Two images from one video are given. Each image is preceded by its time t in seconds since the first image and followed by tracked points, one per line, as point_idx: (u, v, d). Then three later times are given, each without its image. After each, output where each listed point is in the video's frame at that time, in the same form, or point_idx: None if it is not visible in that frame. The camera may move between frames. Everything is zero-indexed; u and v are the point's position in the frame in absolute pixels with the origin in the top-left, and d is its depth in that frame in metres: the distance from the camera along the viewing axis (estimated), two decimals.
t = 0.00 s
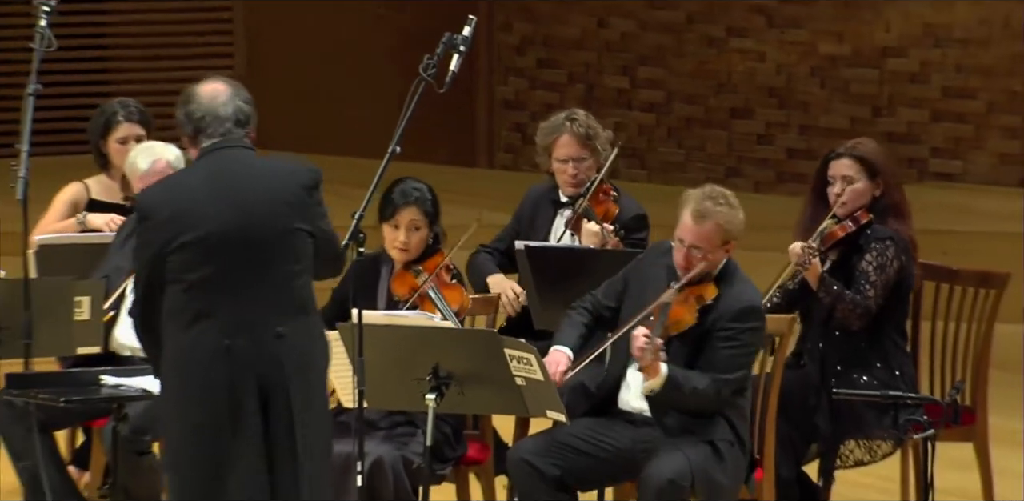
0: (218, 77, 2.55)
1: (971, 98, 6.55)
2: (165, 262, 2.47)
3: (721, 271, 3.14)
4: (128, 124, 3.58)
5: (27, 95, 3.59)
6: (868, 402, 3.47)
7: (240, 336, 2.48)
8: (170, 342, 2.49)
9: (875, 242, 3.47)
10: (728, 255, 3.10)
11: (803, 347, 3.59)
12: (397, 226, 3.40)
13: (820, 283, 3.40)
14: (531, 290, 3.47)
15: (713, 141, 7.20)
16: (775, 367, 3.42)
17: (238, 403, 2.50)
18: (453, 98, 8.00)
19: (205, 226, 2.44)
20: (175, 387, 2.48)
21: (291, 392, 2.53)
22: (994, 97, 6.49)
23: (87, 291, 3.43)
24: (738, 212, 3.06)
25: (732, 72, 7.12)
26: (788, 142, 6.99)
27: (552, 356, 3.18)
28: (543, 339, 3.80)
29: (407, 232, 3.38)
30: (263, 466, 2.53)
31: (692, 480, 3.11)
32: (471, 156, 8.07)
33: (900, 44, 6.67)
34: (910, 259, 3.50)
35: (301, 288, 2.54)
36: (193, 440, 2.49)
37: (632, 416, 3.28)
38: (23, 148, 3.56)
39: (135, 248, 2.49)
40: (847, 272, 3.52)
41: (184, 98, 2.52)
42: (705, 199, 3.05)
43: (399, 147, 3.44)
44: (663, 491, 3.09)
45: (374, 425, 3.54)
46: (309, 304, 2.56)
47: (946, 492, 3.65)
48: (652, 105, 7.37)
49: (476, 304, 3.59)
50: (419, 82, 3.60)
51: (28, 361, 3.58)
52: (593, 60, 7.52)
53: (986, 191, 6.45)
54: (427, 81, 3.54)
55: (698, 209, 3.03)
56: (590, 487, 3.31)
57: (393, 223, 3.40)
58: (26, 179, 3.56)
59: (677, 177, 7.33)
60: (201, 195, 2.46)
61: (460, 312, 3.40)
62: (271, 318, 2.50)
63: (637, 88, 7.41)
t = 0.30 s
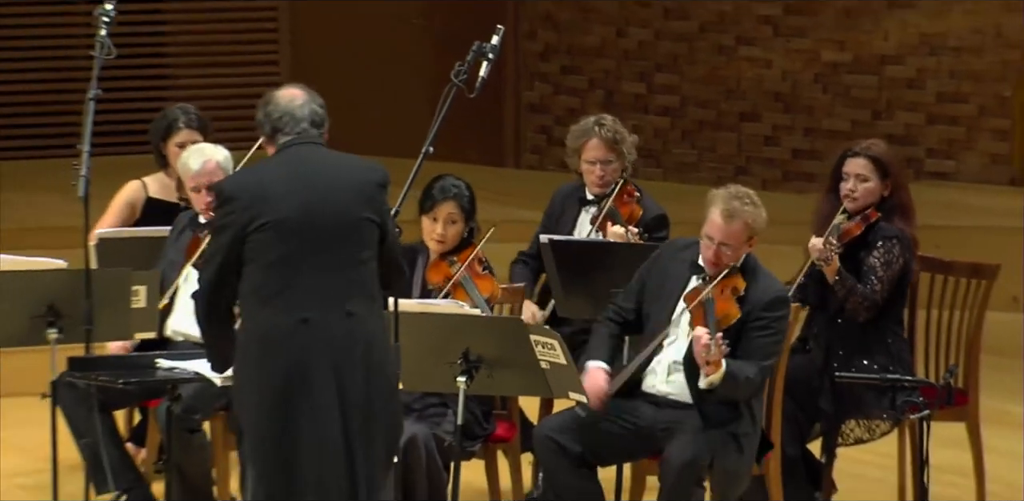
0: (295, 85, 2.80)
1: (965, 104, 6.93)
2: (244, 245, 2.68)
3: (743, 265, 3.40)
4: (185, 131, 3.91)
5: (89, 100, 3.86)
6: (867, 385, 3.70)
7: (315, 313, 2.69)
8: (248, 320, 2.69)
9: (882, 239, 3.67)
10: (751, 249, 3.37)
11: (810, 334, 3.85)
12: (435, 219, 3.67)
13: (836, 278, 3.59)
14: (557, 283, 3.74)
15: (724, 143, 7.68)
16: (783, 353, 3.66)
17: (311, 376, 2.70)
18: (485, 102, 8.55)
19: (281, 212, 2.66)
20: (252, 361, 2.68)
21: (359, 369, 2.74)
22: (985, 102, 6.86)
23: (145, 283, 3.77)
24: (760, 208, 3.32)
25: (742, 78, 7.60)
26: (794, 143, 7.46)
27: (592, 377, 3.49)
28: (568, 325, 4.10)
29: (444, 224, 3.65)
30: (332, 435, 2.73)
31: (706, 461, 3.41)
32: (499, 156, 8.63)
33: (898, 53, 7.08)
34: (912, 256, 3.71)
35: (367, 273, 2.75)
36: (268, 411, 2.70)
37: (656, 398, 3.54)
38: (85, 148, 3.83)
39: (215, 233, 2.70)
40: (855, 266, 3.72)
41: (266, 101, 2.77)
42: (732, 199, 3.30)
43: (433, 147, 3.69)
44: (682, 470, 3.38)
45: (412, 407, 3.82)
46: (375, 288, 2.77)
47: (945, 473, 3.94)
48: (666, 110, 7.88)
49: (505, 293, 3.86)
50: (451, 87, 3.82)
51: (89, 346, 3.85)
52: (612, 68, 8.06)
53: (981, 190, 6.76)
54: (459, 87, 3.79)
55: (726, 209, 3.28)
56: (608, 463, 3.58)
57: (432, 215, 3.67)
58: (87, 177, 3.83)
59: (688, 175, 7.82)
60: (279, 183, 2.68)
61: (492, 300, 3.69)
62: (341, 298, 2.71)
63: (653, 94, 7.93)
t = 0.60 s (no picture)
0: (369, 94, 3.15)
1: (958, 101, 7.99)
2: (316, 226, 2.99)
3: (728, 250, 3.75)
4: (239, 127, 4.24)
5: (149, 102, 4.20)
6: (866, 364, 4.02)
7: (379, 291, 3.01)
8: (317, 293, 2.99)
9: (878, 228, 3.98)
10: (728, 232, 3.72)
11: (813, 318, 4.15)
12: (452, 213, 3.99)
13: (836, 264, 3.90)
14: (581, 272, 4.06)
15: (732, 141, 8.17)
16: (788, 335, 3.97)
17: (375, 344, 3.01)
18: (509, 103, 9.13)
19: (351, 198, 2.98)
20: (320, 331, 2.98)
21: (412, 344, 3.06)
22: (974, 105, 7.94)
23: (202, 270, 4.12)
24: (725, 192, 3.69)
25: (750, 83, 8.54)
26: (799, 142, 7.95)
27: (645, 353, 3.74)
28: (592, 308, 4.43)
29: (462, 216, 3.98)
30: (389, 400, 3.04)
31: (721, 437, 3.73)
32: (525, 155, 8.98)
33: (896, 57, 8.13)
34: (907, 243, 4.02)
35: (416, 259, 3.09)
36: (333, 376, 3.00)
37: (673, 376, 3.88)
38: (145, 146, 4.18)
39: (286, 214, 3.00)
40: (855, 253, 4.02)
41: (346, 96, 3.09)
42: (695, 189, 3.66)
43: (464, 144, 4.01)
44: (698, 443, 3.71)
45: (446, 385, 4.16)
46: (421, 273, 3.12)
47: (938, 446, 4.32)
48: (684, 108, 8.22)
49: (530, 279, 4.18)
50: (483, 92, 4.14)
51: (149, 326, 4.19)
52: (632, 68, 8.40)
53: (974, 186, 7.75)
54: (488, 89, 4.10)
55: (691, 199, 3.65)
56: (629, 434, 3.91)
57: (448, 211, 4.00)
58: (147, 173, 4.18)
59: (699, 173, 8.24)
60: (350, 172, 3.01)
61: (519, 276, 4.05)
62: (399, 277, 3.04)
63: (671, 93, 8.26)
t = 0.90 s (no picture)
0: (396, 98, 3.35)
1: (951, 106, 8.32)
2: (369, 220, 3.17)
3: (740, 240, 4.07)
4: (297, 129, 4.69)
5: (202, 103, 4.53)
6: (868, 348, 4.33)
7: (427, 279, 3.21)
8: (370, 283, 3.18)
9: (876, 220, 4.28)
10: (744, 223, 4.04)
11: (819, 306, 4.47)
12: (482, 210, 4.29)
13: (833, 251, 4.21)
14: (601, 258, 4.38)
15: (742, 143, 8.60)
16: (795, 320, 4.28)
17: (426, 331, 3.20)
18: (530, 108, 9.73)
19: (401, 192, 3.18)
20: (375, 317, 3.17)
21: (454, 329, 3.27)
22: (969, 106, 8.25)
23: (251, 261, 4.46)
24: (741, 188, 3.97)
25: (760, 87, 8.98)
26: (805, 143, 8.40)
27: (631, 316, 4.14)
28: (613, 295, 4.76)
29: (490, 213, 4.27)
30: (436, 384, 3.23)
31: (732, 417, 4.05)
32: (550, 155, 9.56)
33: (895, 63, 8.48)
34: (906, 233, 4.32)
35: (455, 251, 3.30)
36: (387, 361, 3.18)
37: (684, 360, 4.24)
38: (198, 144, 4.50)
39: (340, 209, 3.18)
40: (855, 243, 4.33)
41: (369, 103, 3.32)
42: (712, 184, 3.97)
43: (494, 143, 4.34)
44: (709, 422, 4.03)
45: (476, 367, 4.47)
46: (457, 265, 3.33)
47: (935, 424, 4.66)
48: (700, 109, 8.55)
49: (555, 271, 4.54)
50: (513, 95, 4.45)
51: (201, 312, 4.52)
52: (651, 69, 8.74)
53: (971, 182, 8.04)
54: (516, 93, 4.42)
55: (708, 192, 3.96)
56: (644, 414, 4.24)
57: (478, 208, 4.30)
58: (200, 169, 4.50)
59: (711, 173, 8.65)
60: (398, 167, 3.20)
61: (541, 272, 4.38)
62: (442, 268, 3.24)
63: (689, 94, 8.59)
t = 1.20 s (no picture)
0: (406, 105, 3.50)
1: (953, 111, 8.84)
2: (397, 222, 3.35)
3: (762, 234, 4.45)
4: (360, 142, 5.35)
5: (258, 108, 4.91)
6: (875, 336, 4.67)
7: (456, 272, 3.37)
8: (404, 281, 3.35)
9: (883, 220, 4.61)
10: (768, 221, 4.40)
11: (829, 296, 4.81)
12: (518, 204, 4.62)
13: (841, 250, 4.54)
14: (627, 252, 4.74)
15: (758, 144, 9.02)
16: (807, 309, 4.63)
17: (459, 321, 3.36)
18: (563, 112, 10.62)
19: (426, 192, 3.35)
20: (411, 312, 3.34)
21: (485, 317, 3.43)
22: (969, 111, 8.77)
23: (302, 253, 4.81)
24: (771, 187, 4.34)
25: (774, 92, 9.66)
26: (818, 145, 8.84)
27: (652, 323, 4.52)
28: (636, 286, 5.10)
29: (525, 208, 4.61)
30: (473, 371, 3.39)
31: (747, 399, 4.40)
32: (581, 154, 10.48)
33: (900, 69, 9.05)
34: (909, 232, 4.63)
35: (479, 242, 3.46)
36: (426, 353, 3.35)
37: (703, 346, 4.58)
38: (254, 146, 4.88)
39: (370, 215, 3.35)
40: (862, 241, 4.66)
41: (384, 111, 3.47)
42: (748, 180, 4.32)
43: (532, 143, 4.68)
44: (727, 403, 4.38)
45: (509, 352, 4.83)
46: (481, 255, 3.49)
47: (936, 407, 5.05)
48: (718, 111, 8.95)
49: (584, 262, 4.88)
50: (545, 102, 4.79)
51: (255, 301, 4.90)
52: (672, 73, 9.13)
53: (973, 182, 8.45)
54: (549, 98, 4.77)
55: (744, 187, 4.31)
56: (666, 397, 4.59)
57: (514, 202, 4.63)
58: (255, 169, 4.87)
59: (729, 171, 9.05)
60: (420, 168, 3.37)
61: (568, 265, 4.70)
62: (468, 259, 3.41)
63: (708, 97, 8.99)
